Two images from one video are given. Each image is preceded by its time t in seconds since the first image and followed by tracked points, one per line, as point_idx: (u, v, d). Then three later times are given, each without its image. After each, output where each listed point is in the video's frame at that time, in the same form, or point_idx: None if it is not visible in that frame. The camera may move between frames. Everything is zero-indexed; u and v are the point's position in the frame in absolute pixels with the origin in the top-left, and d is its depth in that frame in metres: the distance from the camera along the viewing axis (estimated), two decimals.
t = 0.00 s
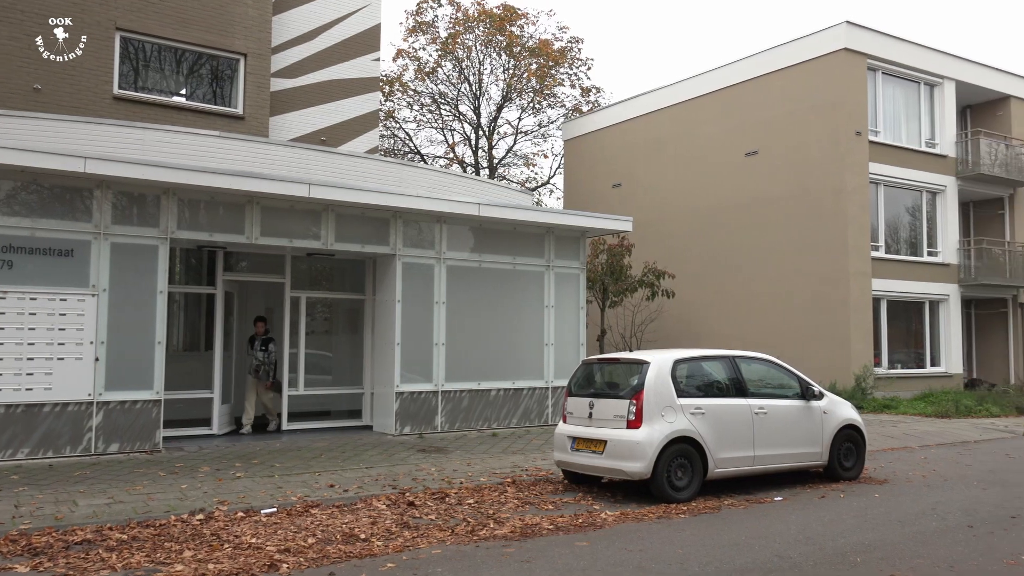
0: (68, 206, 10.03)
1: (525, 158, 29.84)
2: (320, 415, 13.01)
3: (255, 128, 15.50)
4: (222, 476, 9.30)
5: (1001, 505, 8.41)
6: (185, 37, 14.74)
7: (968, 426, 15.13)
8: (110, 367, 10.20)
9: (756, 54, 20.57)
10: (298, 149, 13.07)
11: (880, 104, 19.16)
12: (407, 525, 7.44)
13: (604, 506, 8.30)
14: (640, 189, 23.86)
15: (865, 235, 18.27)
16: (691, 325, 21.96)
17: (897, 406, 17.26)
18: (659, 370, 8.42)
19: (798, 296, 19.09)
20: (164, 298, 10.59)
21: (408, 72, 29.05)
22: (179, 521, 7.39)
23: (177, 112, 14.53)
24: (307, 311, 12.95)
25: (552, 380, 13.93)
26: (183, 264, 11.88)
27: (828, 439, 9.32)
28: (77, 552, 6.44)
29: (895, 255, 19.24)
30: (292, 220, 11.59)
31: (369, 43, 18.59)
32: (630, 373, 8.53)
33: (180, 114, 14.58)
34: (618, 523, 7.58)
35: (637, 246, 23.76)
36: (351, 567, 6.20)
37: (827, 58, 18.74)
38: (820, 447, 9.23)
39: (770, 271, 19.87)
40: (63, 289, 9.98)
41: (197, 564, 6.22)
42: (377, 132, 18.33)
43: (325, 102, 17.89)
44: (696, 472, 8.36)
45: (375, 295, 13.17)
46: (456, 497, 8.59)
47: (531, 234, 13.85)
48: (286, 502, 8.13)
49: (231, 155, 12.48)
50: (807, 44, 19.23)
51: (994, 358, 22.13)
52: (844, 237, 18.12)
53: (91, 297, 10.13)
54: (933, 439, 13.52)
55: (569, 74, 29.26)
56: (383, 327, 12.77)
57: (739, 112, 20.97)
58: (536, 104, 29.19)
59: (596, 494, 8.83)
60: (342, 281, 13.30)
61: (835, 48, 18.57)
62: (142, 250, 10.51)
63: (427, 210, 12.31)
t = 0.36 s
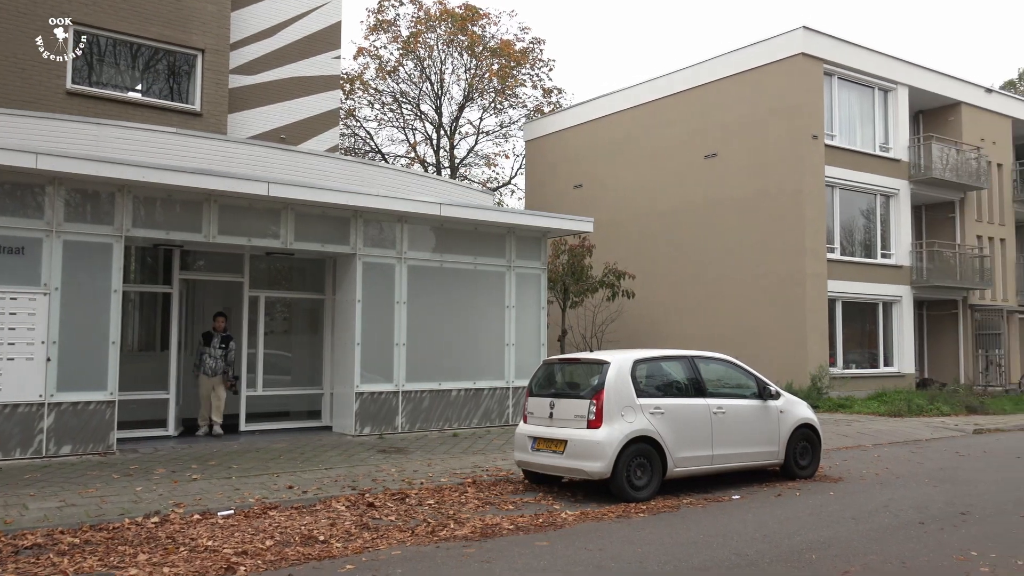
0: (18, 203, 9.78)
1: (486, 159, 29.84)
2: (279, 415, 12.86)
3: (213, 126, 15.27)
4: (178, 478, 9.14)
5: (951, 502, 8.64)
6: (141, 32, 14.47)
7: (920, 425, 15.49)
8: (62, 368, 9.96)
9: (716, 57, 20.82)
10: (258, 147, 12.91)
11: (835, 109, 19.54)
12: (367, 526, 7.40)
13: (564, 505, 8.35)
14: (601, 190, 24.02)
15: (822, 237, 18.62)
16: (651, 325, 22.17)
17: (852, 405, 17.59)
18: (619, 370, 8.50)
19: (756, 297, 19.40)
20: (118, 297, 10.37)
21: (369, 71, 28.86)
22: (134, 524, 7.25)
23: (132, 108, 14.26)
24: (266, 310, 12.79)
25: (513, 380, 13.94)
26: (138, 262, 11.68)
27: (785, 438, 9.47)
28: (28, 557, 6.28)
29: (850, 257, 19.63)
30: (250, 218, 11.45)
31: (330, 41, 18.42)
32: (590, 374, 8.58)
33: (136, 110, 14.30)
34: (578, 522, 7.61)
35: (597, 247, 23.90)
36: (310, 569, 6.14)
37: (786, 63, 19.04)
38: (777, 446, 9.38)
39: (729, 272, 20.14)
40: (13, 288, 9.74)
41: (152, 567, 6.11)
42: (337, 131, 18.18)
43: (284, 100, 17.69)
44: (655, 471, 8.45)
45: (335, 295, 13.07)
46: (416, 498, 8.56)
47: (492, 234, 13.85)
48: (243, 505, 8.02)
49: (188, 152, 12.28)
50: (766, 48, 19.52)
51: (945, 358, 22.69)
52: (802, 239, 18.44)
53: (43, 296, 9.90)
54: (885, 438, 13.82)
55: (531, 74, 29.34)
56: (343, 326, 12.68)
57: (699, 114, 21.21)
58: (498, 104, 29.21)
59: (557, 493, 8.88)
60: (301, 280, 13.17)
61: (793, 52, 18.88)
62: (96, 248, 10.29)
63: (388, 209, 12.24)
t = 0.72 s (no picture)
0: None
1: (435, 158, 29.73)
2: (221, 417, 12.62)
3: (154, 121, 14.90)
4: (115, 481, 8.90)
5: (886, 498, 8.91)
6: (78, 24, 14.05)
7: (857, 423, 15.95)
8: None
9: (662, 61, 21.12)
10: (201, 143, 12.64)
11: (778, 114, 19.99)
12: (311, 529, 7.31)
13: (510, 506, 8.38)
14: (549, 192, 24.15)
15: (764, 240, 19.02)
16: (597, 326, 22.38)
17: (792, 404, 17.99)
18: (565, 371, 8.56)
19: (700, 298, 19.75)
20: (54, 296, 10.05)
21: (316, 68, 28.51)
22: (68, 530, 7.04)
23: (69, 102, 13.84)
24: (208, 310, 12.54)
25: (459, 381, 13.92)
26: (75, 260, 11.36)
27: (727, 437, 9.66)
28: None
29: (792, 259, 20.10)
30: (192, 216, 11.21)
31: (275, 36, 18.15)
32: (536, 374, 8.63)
33: (73, 104, 13.89)
34: (523, 522, 7.65)
35: (545, 248, 24.03)
36: (252, 573, 6.04)
37: (730, 68, 19.42)
38: (719, 445, 9.56)
39: (674, 273, 20.44)
40: None
41: (87, 574, 5.93)
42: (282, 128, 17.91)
43: (228, 96, 17.36)
44: (600, 471, 8.53)
45: (279, 295, 12.89)
46: (361, 499, 8.49)
47: (439, 235, 13.81)
48: (182, 508, 7.84)
49: (129, 147, 11.97)
50: (711, 53, 19.88)
51: (881, 358, 23.38)
52: (745, 241, 18.82)
53: None
54: (824, 437, 14.18)
55: (480, 74, 29.34)
56: (287, 327, 12.50)
57: (645, 117, 21.51)
58: (446, 103, 29.14)
59: (502, 494, 8.90)
60: (244, 280, 12.93)
61: (737, 58, 19.26)
62: (30, 245, 9.96)
63: (334, 208, 12.12)
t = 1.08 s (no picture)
0: None
1: (384, 157, 29.52)
2: (163, 418, 12.33)
3: (94, 115, 14.53)
4: (51, 485, 8.63)
5: (827, 495, 9.16)
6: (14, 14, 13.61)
7: (800, 423, 16.33)
8: None
9: (611, 64, 21.33)
10: (144, 138, 12.35)
11: (723, 118, 20.36)
12: (256, 532, 7.20)
13: (458, 506, 8.37)
14: (498, 192, 24.20)
15: (711, 242, 19.34)
16: (546, 327, 22.50)
17: (737, 404, 18.33)
18: (513, 371, 8.59)
19: (648, 299, 19.99)
20: None
21: (263, 64, 28.07)
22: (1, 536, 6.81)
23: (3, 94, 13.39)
24: (151, 309, 12.24)
25: (408, 381, 13.84)
26: (9, 258, 11.01)
27: (673, 437, 9.79)
28: None
29: (737, 261, 20.49)
30: (134, 213, 10.93)
31: (221, 31, 17.82)
32: (485, 374, 8.64)
33: (8, 96, 13.44)
34: (471, 523, 7.65)
35: (494, 248, 24.06)
36: None
37: (678, 71, 19.71)
38: (666, 444, 9.69)
39: (622, 274, 20.65)
40: None
41: None
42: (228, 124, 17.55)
43: (172, 91, 16.97)
44: (548, 471, 8.58)
45: (224, 295, 12.66)
46: (307, 501, 8.39)
47: (388, 234, 13.72)
48: (122, 512, 7.64)
49: (69, 142, 11.61)
50: (660, 57, 20.14)
51: (823, 358, 23.99)
52: (692, 243, 19.12)
53: None
54: (768, 436, 14.49)
55: (430, 74, 29.22)
56: (232, 327, 12.28)
57: (594, 119, 21.70)
58: (396, 102, 28.96)
59: (451, 494, 8.89)
60: (188, 279, 12.65)
61: (685, 62, 19.56)
62: None
63: (281, 207, 11.95)
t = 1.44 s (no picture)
0: None
1: (333, 156, 29.21)
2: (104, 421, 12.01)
3: (32, 107, 14.27)
4: None
5: (771, 493, 9.36)
6: None
7: (745, 422, 16.65)
8: None
9: (562, 66, 21.46)
10: (85, 133, 12.02)
11: (672, 121, 20.65)
12: (200, 536, 7.06)
13: (407, 507, 8.34)
14: (449, 191, 24.17)
15: (659, 244, 19.60)
16: (497, 327, 22.54)
17: (684, 403, 18.60)
18: (463, 371, 8.59)
19: (598, 299, 20.16)
20: None
21: (210, 59, 27.53)
22: None
23: None
24: (92, 309, 11.94)
25: (357, 382, 13.72)
26: None
27: (622, 436, 9.90)
28: None
29: (685, 262, 20.81)
30: (74, 210, 10.63)
31: (165, 25, 17.42)
32: (435, 374, 8.63)
33: None
34: (420, 524, 7.63)
35: (445, 249, 24.01)
36: None
37: (629, 74, 19.92)
38: (614, 444, 9.80)
39: (572, 275, 20.80)
40: None
41: None
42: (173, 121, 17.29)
43: (114, 86, 16.61)
44: (498, 471, 8.61)
45: (168, 294, 12.40)
46: (253, 504, 8.26)
47: (337, 233, 13.58)
48: (60, 517, 7.42)
49: (7, 136, 11.22)
50: (610, 60, 20.34)
51: (768, 359, 24.50)
52: (640, 245, 19.35)
53: None
54: (715, 435, 14.76)
55: (380, 72, 29.02)
56: (176, 327, 12.03)
57: (545, 121, 21.81)
58: (345, 100, 28.71)
59: (400, 496, 8.85)
60: (131, 278, 12.34)
61: (634, 65, 19.79)
62: None
63: (227, 204, 11.74)
